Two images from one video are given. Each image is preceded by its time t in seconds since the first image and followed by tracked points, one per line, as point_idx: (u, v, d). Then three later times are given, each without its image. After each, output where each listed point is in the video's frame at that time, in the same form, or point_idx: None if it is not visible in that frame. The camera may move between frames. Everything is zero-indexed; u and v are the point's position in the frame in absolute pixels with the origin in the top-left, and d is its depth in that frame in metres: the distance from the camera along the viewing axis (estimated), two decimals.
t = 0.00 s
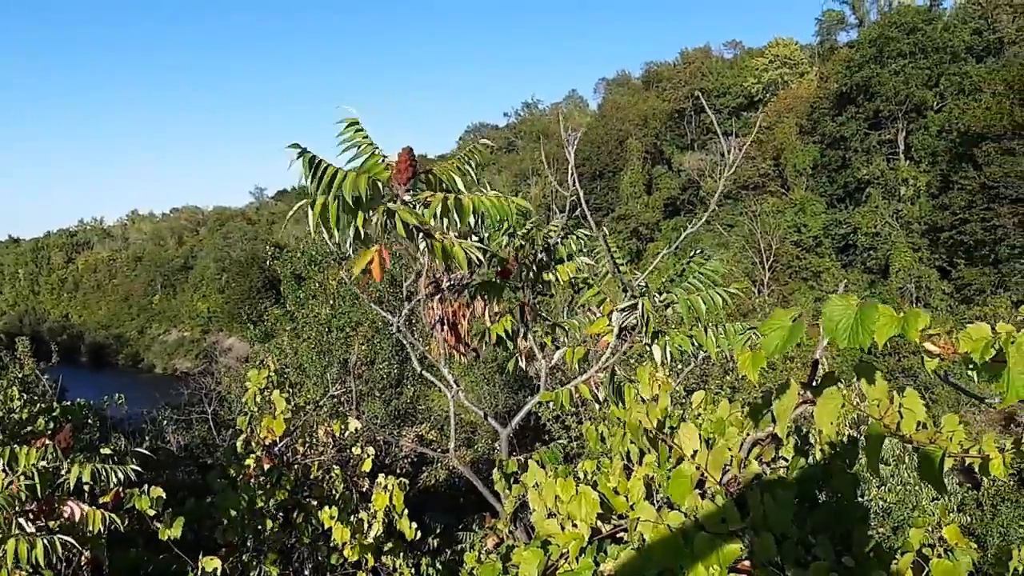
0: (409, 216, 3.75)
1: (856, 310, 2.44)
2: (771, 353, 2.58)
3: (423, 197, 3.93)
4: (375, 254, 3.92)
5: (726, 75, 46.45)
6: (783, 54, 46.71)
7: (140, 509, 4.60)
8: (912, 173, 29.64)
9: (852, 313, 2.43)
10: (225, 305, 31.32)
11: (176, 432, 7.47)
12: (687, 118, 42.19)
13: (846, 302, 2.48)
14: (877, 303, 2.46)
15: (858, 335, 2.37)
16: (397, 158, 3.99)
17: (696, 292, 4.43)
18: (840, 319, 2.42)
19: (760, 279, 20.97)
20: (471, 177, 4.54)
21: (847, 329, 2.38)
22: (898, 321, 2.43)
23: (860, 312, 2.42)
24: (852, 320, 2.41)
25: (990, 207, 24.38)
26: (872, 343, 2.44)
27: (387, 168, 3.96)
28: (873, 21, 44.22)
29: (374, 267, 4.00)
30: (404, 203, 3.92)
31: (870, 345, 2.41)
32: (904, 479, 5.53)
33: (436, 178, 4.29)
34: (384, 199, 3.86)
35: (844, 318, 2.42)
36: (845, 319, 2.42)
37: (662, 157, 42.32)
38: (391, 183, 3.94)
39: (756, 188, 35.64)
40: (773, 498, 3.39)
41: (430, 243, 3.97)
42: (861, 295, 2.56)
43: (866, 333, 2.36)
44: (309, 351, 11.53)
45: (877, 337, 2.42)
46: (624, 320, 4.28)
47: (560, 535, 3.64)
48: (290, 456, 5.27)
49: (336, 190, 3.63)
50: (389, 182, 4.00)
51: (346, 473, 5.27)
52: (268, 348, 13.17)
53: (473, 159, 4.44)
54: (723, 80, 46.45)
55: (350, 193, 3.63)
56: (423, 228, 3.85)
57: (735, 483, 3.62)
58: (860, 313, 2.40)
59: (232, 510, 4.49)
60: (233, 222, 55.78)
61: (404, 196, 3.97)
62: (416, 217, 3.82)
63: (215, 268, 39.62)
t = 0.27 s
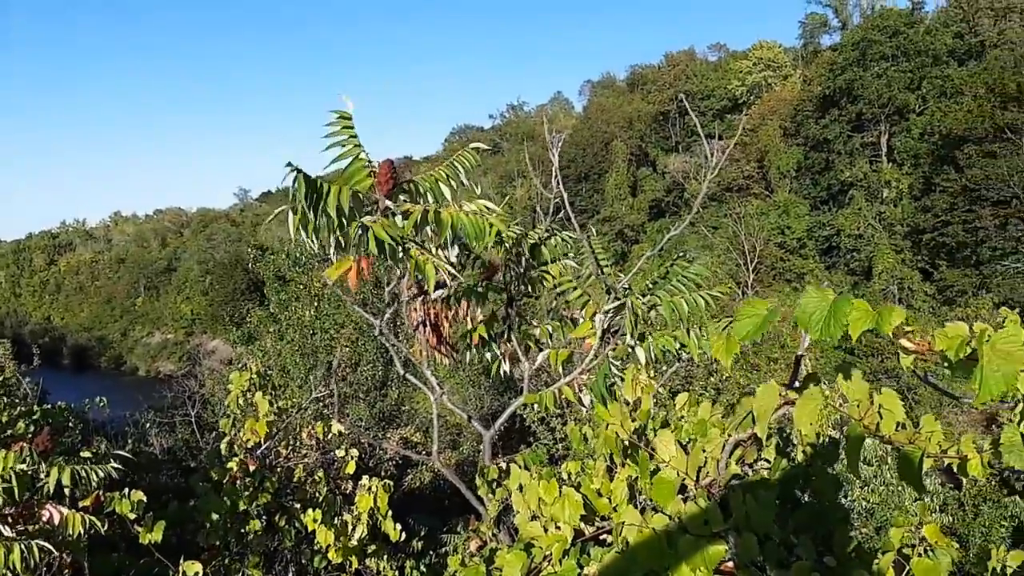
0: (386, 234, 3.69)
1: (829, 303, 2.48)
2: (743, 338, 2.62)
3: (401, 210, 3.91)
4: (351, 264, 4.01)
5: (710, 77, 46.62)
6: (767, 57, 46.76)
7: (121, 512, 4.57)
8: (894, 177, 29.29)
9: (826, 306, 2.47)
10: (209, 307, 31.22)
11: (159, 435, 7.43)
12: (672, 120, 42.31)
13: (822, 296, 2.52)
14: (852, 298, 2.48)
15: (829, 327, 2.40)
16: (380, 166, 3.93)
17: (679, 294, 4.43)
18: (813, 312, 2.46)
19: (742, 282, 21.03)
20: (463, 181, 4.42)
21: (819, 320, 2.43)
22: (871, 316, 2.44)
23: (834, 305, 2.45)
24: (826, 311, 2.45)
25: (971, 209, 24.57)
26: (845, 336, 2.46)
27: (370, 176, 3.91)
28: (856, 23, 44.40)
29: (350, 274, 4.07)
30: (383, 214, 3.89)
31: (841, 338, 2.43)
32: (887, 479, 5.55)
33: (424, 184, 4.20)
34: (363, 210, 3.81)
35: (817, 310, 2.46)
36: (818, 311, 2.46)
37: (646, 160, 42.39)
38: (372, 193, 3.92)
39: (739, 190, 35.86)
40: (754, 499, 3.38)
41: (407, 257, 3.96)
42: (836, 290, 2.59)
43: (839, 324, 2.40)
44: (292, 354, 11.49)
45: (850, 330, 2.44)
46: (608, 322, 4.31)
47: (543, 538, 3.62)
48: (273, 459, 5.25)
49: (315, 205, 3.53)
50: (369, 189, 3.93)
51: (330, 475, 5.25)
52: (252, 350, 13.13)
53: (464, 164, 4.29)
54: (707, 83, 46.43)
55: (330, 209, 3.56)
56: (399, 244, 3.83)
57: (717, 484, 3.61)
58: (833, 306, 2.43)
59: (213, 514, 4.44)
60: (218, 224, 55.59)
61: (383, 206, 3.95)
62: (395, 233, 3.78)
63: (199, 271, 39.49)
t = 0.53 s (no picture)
0: (348, 248, 3.74)
1: (808, 327, 2.49)
2: (733, 378, 2.64)
3: (370, 220, 3.97)
4: (321, 276, 4.18)
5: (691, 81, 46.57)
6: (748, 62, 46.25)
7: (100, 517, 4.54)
8: (874, 181, 29.57)
9: (804, 331, 2.48)
10: (189, 311, 30.97)
11: (138, 439, 7.38)
12: (654, 124, 42.32)
13: (799, 320, 2.53)
14: (828, 320, 2.50)
15: (809, 351, 2.43)
16: (349, 177, 4.00)
17: (658, 298, 4.46)
18: (794, 338, 2.47)
19: (721, 287, 21.02)
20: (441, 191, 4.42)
21: (801, 347, 2.45)
22: (850, 336, 2.45)
23: (812, 328, 2.47)
24: (805, 337, 2.47)
25: (950, 214, 24.77)
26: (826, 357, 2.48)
27: (339, 186, 3.99)
28: (836, 29, 44.50)
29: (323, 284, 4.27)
30: (354, 225, 3.97)
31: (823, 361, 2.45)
32: (865, 482, 5.59)
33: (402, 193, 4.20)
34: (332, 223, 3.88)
35: (797, 335, 2.48)
36: (798, 336, 2.47)
37: (629, 163, 42.35)
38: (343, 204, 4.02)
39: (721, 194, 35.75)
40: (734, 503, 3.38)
41: (375, 269, 4.05)
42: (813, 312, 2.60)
43: (821, 349, 2.42)
44: (273, 358, 11.44)
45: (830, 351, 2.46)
46: (587, 325, 4.33)
47: (523, 544, 3.60)
48: (253, 463, 5.23)
49: (280, 218, 3.64)
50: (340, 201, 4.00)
51: (310, 480, 5.23)
52: (232, 355, 13.05)
53: (443, 174, 4.28)
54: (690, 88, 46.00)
55: (294, 223, 3.64)
56: (366, 257, 3.89)
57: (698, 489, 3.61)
58: (812, 329, 2.45)
59: (193, 519, 4.43)
60: (198, 226, 55.11)
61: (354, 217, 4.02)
62: (360, 247, 3.81)
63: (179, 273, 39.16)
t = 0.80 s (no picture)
0: (330, 264, 3.67)
1: (800, 323, 2.51)
2: (724, 365, 2.63)
3: (350, 235, 3.91)
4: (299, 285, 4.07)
5: (669, 85, 46.58)
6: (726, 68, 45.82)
7: (73, 525, 4.49)
8: (851, 186, 29.49)
9: (795, 327, 2.50)
10: (167, 316, 30.83)
11: (113, 446, 7.31)
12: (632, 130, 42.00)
13: (789, 315, 2.54)
14: (821, 318, 2.53)
15: (805, 348, 2.43)
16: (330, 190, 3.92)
17: (636, 304, 4.45)
18: (786, 334, 2.48)
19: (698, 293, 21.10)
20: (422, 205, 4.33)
21: (791, 341, 2.46)
22: (840, 334, 2.52)
23: (805, 323, 2.49)
24: (796, 332, 2.48)
25: (925, 219, 25.04)
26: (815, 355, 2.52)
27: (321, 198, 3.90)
28: (812, 36, 44.79)
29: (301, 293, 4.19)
30: (332, 239, 3.93)
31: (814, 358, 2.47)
32: (843, 485, 5.65)
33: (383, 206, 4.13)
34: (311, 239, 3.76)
35: (789, 331, 2.48)
36: (790, 330, 2.49)
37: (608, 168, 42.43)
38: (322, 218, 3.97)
39: (699, 200, 35.96)
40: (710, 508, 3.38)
41: (355, 284, 4.02)
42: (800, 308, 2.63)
43: (813, 346, 2.43)
44: (252, 363, 11.39)
45: (820, 348, 2.50)
46: (565, 331, 4.32)
47: (500, 551, 3.58)
48: (229, 470, 5.19)
49: (262, 233, 3.53)
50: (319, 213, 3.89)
51: (286, 488, 5.21)
52: (210, 361, 12.95)
53: (425, 189, 4.18)
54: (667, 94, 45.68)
55: (276, 239, 3.54)
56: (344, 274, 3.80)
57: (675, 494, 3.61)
58: (806, 325, 2.47)
59: (167, 526, 4.37)
60: (176, 230, 54.80)
61: (333, 230, 3.99)
62: (339, 265, 3.73)
63: (156, 279, 38.95)
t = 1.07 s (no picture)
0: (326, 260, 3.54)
1: (770, 350, 2.58)
2: (695, 402, 2.61)
3: (344, 234, 3.81)
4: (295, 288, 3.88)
5: (651, 91, 46.54)
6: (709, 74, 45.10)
7: (49, 535, 4.43)
8: (832, 193, 29.83)
9: (764, 353, 2.58)
10: (148, 323, 30.62)
11: (92, 455, 7.25)
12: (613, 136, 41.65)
13: (759, 341, 2.62)
14: (791, 342, 2.60)
15: (777, 373, 2.52)
16: (325, 189, 3.83)
17: (618, 311, 4.42)
18: (756, 361, 2.56)
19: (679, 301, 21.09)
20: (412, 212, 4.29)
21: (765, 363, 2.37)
22: (813, 357, 2.60)
23: (776, 348, 2.57)
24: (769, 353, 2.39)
25: (907, 225, 25.18)
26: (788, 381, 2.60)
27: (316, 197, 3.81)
28: (794, 44, 44.99)
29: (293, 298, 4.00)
30: (323, 239, 3.81)
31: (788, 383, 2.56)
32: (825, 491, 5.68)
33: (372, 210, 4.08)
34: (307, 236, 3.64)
35: (759, 358, 2.57)
36: (760, 357, 2.57)
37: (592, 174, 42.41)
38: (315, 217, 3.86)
39: (682, 207, 35.98)
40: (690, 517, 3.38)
41: (348, 285, 3.85)
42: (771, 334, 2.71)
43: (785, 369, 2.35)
44: (234, 370, 11.33)
45: (793, 373, 2.58)
46: (547, 338, 4.30)
47: (479, 561, 3.56)
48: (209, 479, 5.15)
49: (259, 223, 3.39)
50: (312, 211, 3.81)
51: (268, 497, 5.18)
52: (191, 369, 12.86)
53: (415, 195, 4.17)
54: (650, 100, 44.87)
55: (274, 231, 3.41)
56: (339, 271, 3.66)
57: (654, 504, 3.63)
58: (776, 351, 2.54)
59: (146, 535, 4.32)
60: (156, 236, 54.44)
61: (325, 229, 3.85)
62: (335, 260, 3.61)
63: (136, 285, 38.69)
